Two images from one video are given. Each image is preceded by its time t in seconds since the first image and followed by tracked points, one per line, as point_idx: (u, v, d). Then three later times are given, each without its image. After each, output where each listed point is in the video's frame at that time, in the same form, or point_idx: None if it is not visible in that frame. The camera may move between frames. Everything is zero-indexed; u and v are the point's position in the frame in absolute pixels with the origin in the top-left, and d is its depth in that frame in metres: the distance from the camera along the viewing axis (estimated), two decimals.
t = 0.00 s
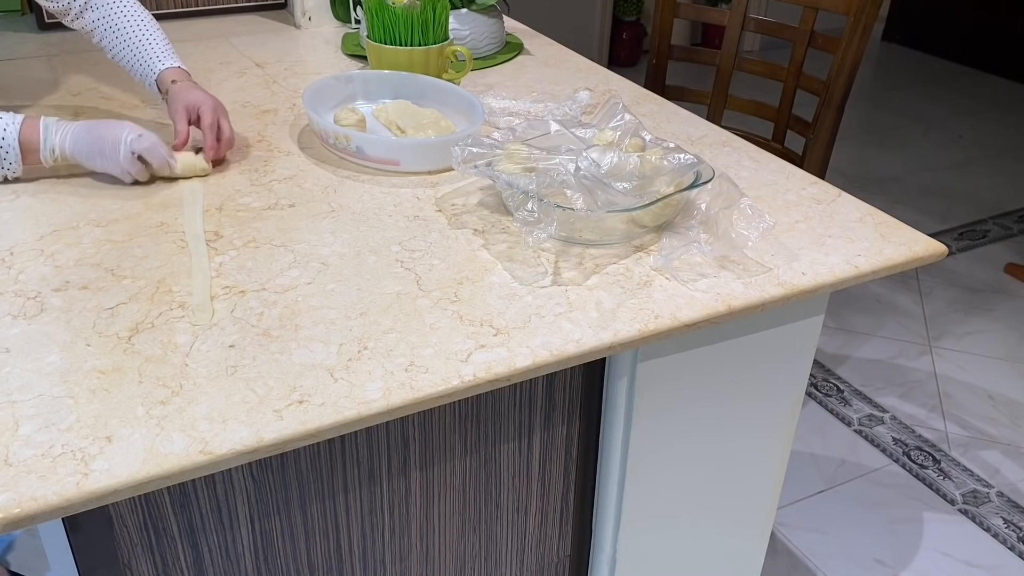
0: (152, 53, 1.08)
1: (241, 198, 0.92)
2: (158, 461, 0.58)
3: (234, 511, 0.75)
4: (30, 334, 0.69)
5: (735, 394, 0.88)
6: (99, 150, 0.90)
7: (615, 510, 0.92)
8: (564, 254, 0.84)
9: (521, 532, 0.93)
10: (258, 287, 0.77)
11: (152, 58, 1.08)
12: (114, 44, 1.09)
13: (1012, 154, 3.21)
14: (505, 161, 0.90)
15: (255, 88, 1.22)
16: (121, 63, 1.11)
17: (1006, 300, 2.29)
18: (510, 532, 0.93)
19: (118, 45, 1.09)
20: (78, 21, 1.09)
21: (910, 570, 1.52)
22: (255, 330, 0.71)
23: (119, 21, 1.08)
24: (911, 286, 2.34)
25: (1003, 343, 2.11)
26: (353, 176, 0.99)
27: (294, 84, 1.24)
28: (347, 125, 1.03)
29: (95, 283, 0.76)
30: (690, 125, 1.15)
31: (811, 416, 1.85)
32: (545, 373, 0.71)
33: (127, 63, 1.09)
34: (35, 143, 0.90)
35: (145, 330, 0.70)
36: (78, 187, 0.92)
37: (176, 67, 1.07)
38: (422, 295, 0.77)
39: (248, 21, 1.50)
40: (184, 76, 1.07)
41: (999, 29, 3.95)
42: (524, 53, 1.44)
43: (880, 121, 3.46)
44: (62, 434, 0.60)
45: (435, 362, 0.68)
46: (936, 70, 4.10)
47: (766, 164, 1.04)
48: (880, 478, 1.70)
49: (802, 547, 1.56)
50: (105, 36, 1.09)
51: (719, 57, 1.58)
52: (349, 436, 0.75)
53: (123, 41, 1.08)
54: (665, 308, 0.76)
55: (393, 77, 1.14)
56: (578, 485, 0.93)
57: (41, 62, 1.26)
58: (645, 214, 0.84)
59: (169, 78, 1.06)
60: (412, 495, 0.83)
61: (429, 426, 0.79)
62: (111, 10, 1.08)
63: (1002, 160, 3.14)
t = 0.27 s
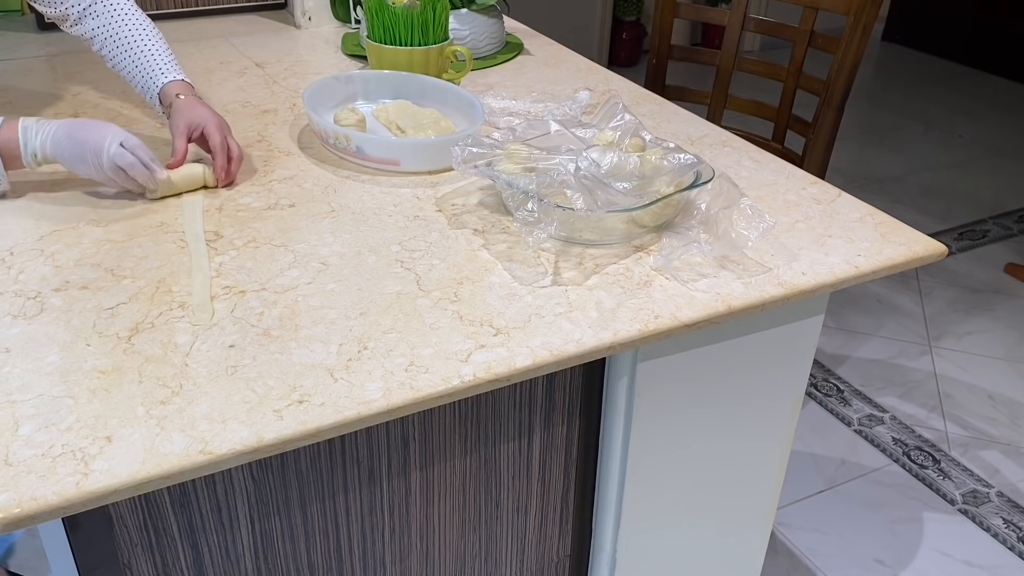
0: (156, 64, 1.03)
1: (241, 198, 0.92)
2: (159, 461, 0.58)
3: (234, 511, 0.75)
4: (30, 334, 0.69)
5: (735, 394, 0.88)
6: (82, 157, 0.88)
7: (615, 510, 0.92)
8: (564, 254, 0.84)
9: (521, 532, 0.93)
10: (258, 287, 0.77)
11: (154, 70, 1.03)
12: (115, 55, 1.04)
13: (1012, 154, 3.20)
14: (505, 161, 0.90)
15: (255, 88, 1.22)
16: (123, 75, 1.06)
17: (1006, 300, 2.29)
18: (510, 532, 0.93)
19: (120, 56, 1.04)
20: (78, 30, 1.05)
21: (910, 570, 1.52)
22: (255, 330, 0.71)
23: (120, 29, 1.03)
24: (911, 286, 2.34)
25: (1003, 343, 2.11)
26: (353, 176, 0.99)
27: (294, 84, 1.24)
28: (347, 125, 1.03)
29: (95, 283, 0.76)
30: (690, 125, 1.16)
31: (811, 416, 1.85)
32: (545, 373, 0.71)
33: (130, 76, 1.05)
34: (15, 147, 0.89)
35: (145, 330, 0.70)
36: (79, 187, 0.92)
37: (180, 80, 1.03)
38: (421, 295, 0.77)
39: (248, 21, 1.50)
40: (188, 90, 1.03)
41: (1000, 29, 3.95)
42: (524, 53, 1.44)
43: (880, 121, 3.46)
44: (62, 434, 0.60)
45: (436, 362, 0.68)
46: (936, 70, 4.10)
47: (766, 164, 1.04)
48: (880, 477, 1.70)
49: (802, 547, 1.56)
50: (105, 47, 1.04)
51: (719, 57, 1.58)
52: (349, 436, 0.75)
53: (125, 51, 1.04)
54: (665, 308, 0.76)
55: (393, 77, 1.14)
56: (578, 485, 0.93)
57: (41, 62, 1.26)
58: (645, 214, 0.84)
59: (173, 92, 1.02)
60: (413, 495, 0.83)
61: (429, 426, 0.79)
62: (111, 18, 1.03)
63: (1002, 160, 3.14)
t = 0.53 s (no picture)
0: (156, 75, 1.01)
1: (240, 199, 0.92)
2: (158, 461, 0.58)
3: (234, 511, 0.75)
4: (30, 334, 0.69)
5: (735, 394, 0.88)
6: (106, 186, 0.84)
7: (615, 510, 0.92)
8: (564, 254, 0.84)
9: (521, 532, 0.93)
10: (258, 287, 0.77)
11: (155, 81, 1.00)
12: (113, 66, 1.01)
13: (1012, 154, 3.20)
14: (505, 161, 0.90)
15: (255, 88, 1.22)
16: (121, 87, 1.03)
17: (1006, 300, 2.29)
18: (510, 532, 0.93)
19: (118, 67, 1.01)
20: (75, 40, 1.02)
21: (910, 570, 1.52)
22: (255, 330, 0.71)
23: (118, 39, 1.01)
24: (911, 285, 2.34)
25: (1003, 343, 2.11)
26: (353, 176, 0.99)
27: (294, 84, 1.24)
28: (347, 125, 1.03)
29: (96, 283, 0.76)
30: (690, 125, 1.16)
31: (811, 417, 1.85)
32: (544, 373, 0.71)
33: (128, 88, 1.02)
34: (37, 171, 0.83)
35: (145, 330, 0.70)
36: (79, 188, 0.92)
37: (183, 94, 1.00)
38: (422, 295, 0.77)
39: (249, 21, 1.50)
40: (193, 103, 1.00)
41: (1000, 29, 3.95)
42: (524, 53, 1.44)
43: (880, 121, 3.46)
44: (62, 434, 0.60)
45: (435, 362, 0.68)
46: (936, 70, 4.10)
47: (766, 164, 1.04)
48: (880, 478, 1.70)
49: (802, 547, 1.56)
50: (103, 57, 1.01)
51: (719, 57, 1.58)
52: (349, 436, 0.75)
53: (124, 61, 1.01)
54: (665, 308, 0.76)
55: (393, 77, 1.14)
56: (578, 485, 0.93)
57: (42, 62, 1.26)
58: (645, 214, 0.84)
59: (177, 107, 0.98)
60: (412, 495, 0.83)
61: (429, 426, 0.79)
62: (110, 28, 1.01)
63: (1002, 160, 3.14)
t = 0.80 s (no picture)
0: (156, 100, 0.91)
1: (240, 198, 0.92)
2: (159, 461, 0.58)
3: (234, 511, 0.75)
4: (30, 335, 0.69)
5: (735, 394, 0.88)
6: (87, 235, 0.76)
7: (615, 510, 0.92)
8: (564, 254, 0.84)
9: (521, 532, 0.93)
10: (258, 287, 0.77)
11: (155, 106, 0.91)
12: (112, 88, 0.93)
13: (1012, 154, 3.20)
14: (505, 161, 0.90)
15: (255, 88, 1.22)
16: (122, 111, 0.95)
17: (1006, 300, 2.29)
18: (510, 532, 0.93)
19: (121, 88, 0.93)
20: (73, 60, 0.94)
21: (910, 570, 1.52)
22: (255, 330, 0.71)
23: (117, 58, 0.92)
24: (910, 285, 2.34)
25: (1003, 343, 2.11)
26: (353, 176, 0.99)
27: (294, 84, 1.24)
28: (347, 125, 1.03)
29: (96, 283, 0.76)
30: (690, 125, 1.16)
31: (811, 417, 1.85)
32: (544, 373, 0.71)
33: (127, 113, 0.93)
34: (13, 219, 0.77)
35: (146, 330, 0.70)
36: (79, 188, 0.92)
37: (184, 120, 0.91)
38: (422, 295, 0.77)
39: (249, 21, 1.50)
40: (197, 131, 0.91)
41: (1000, 29, 3.95)
42: (524, 53, 1.44)
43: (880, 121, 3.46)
44: (62, 433, 0.60)
45: (436, 362, 0.68)
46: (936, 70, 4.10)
47: (766, 164, 1.04)
48: (880, 478, 1.70)
49: (802, 547, 1.56)
50: (103, 79, 0.93)
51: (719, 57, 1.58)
52: (349, 436, 0.75)
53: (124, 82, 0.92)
54: (665, 308, 0.76)
55: (393, 77, 1.14)
56: (578, 485, 0.93)
57: (42, 62, 1.26)
58: (645, 214, 0.84)
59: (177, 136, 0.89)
60: (413, 495, 0.83)
61: (429, 426, 0.79)
62: (108, 46, 0.92)
63: (1002, 160, 3.14)
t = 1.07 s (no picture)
0: (176, 103, 0.90)
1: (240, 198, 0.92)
2: (159, 461, 0.58)
3: (234, 511, 0.75)
4: (30, 334, 0.69)
5: (735, 395, 0.88)
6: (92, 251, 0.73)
7: (615, 510, 0.92)
8: (564, 254, 0.84)
9: (521, 532, 0.93)
10: (258, 287, 0.77)
11: (176, 110, 0.90)
12: (127, 93, 0.90)
13: (1012, 154, 3.20)
14: (505, 161, 0.90)
15: (255, 88, 1.22)
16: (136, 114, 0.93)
17: (1006, 300, 2.29)
18: (510, 532, 0.93)
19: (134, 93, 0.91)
20: (80, 65, 0.91)
21: (910, 570, 1.52)
22: (256, 330, 0.71)
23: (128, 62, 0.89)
24: (910, 285, 2.34)
25: (1003, 343, 2.11)
26: (353, 176, 0.99)
27: (295, 84, 1.24)
28: (347, 125, 1.03)
29: (95, 283, 0.76)
30: (690, 125, 1.16)
31: (811, 417, 1.85)
32: (544, 373, 0.71)
33: (146, 116, 0.91)
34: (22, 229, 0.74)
35: (146, 330, 0.70)
36: (78, 187, 0.92)
37: (209, 123, 0.90)
38: (422, 295, 0.77)
39: (249, 21, 1.50)
40: (221, 133, 0.90)
41: (1000, 30, 3.95)
42: (524, 53, 1.44)
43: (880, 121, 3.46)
44: (62, 433, 0.60)
45: (436, 362, 0.68)
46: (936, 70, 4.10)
47: (766, 164, 1.04)
48: (879, 478, 1.70)
49: (802, 547, 1.56)
50: (115, 84, 0.90)
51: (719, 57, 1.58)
52: (349, 436, 0.75)
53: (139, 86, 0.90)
54: (665, 308, 0.76)
55: (393, 78, 1.14)
56: (578, 485, 0.93)
57: (42, 61, 1.26)
58: (645, 214, 0.84)
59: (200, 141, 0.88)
60: (412, 495, 0.83)
61: (429, 426, 0.79)
62: (119, 50, 0.89)
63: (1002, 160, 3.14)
